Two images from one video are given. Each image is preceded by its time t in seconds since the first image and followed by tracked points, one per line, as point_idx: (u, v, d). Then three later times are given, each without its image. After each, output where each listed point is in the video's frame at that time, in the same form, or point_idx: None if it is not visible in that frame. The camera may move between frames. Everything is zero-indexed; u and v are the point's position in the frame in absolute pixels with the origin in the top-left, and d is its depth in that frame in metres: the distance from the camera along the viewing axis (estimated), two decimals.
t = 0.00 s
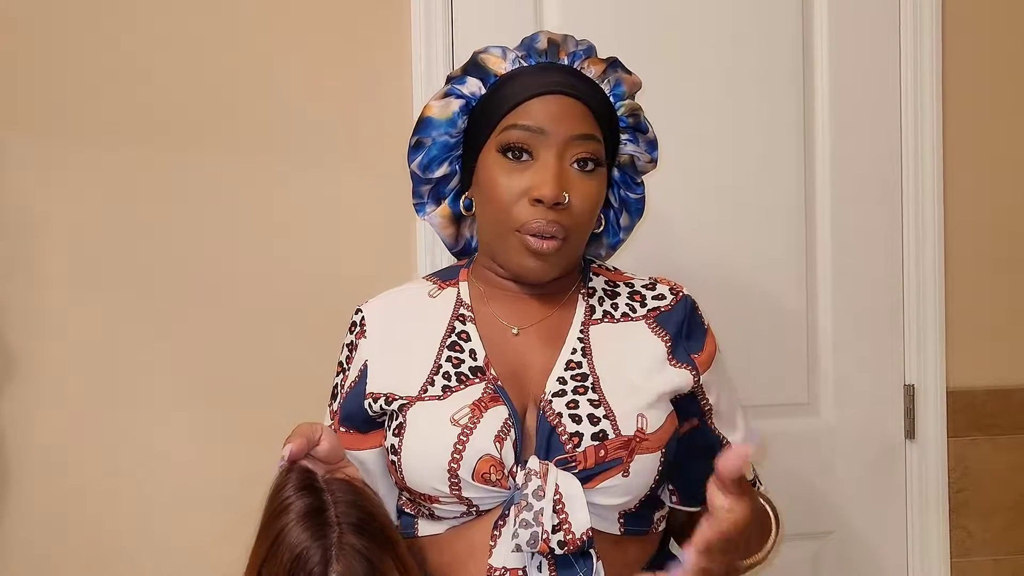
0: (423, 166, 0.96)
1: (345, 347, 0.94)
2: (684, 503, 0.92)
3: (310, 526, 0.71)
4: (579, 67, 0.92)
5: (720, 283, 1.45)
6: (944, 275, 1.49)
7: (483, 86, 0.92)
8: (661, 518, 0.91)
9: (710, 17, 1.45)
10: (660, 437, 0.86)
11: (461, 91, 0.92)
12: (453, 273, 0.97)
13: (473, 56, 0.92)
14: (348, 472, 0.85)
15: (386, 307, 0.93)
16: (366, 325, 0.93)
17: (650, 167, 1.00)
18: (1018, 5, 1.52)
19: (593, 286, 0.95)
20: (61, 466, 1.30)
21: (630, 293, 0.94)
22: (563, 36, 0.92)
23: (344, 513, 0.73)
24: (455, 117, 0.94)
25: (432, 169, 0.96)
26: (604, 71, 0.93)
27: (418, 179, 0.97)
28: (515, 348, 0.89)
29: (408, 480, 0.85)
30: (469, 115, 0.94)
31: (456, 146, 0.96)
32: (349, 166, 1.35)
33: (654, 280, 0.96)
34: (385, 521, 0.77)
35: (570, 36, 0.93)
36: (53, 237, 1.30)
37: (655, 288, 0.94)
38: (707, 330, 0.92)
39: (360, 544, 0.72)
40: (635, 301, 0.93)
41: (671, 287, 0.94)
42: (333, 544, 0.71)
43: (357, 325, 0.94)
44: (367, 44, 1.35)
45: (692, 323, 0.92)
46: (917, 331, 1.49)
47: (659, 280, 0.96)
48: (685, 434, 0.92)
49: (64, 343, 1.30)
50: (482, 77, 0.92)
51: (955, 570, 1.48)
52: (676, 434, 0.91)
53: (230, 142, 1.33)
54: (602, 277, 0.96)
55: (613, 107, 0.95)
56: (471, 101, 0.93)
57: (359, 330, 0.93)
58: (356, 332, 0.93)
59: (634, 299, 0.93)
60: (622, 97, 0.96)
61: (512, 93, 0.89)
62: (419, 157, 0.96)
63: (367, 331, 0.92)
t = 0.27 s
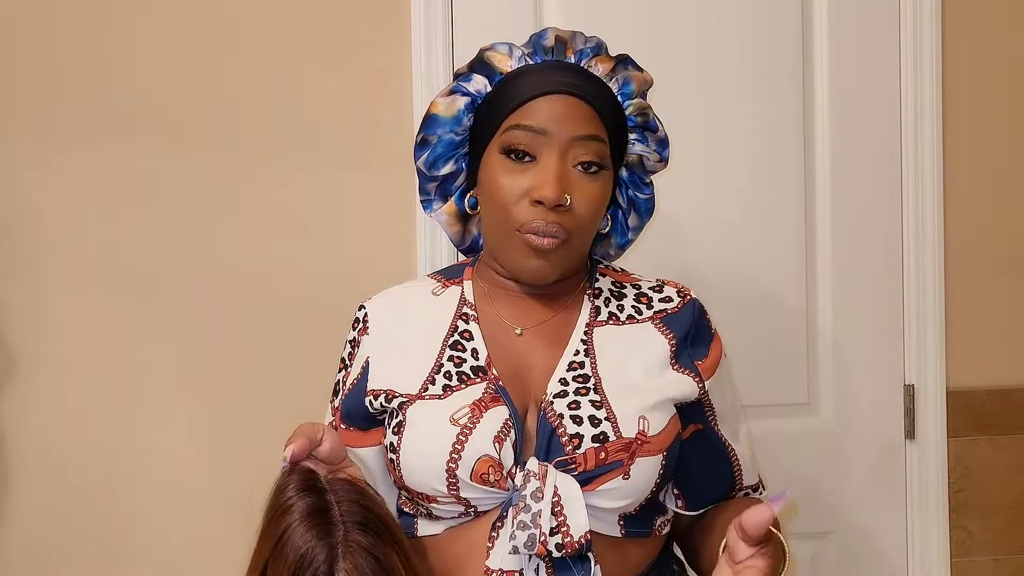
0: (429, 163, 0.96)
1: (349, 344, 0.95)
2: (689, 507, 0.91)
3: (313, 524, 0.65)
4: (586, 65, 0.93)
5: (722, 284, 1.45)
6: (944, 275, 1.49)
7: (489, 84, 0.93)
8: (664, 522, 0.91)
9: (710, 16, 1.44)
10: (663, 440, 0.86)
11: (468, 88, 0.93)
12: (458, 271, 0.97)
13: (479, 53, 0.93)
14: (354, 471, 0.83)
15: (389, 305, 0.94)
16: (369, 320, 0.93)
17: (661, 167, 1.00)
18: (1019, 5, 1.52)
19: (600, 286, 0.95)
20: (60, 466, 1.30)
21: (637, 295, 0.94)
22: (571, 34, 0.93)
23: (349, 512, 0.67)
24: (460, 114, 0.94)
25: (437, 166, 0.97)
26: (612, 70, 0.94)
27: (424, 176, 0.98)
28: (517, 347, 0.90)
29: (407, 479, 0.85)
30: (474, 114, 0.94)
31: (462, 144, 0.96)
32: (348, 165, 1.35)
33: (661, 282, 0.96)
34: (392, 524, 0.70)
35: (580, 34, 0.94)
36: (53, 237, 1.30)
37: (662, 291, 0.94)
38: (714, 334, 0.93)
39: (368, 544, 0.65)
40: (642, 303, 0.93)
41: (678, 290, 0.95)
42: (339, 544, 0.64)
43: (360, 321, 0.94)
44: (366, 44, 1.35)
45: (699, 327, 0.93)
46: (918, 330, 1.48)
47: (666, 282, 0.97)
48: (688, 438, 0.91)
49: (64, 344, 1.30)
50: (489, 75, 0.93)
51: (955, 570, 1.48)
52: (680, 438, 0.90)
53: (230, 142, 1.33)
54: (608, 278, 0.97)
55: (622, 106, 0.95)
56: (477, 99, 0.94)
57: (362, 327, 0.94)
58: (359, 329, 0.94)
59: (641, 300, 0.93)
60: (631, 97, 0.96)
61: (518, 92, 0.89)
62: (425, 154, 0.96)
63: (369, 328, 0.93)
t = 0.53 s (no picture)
0: (427, 160, 0.96)
1: (348, 346, 0.95)
2: (688, 508, 0.91)
3: (318, 519, 0.70)
4: (586, 65, 0.93)
5: (724, 284, 1.45)
6: (944, 274, 1.49)
7: (489, 82, 0.92)
8: (665, 523, 0.91)
9: (710, 15, 1.44)
10: (659, 442, 0.86)
11: (467, 86, 0.93)
12: (456, 273, 0.97)
13: (479, 51, 0.92)
14: (358, 469, 0.83)
15: (387, 308, 0.93)
16: (368, 323, 0.93)
17: (657, 169, 1.00)
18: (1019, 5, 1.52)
19: (598, 285, 0.95)
20: (60, 465, 1.30)
21: (635, 294, 0.94)
22: (571, 34, 0.93)
23: (352, 505, 0.72)
24: (459, 112, 0.93)
25: (435, 164, 0.96)
26: (612, 70, 0.93)
27: (421, 173, 0.97)
28: (514, 348, 0.90)
29: (404, 482, 0.85)
30: (473, 111, 0.94)
31: (459, 142, 0.96)
32: (348, 165, 1.35)
33: (659, 280, 0.96)
34: (392, 512, 0.76)
35: (580, 34, 0.94)
36: (53, 237, 1.30)
37: (660, 289, 0.94)
38: (714, 333, 0.93)
39: (371, 536, 0.71)
40: (639, 302, 0.93)
41: (677, 287, 0.94)
42: (344, 538, 0.69)
43: (359, 324, 0.94)
44: (366, 43, 1.35)
45: (698, 326, 0.93)
46: (918, 330, 1.48)
47: (665, 280, 0.96)
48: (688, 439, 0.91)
49: (64, 343, 1.30)
50: (488, 73, 0.92)
51: (955, 570, 1.48)
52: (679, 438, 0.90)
53: (229, 142, 1.33)
54: (606, 276, 0.96)
55: (621, 107, 0.95)
56: (476, 97, 0.93)
57: (361, 329, 0.93)
58: (357, 332, 0.94)
59: (639, 299, 0.93)
60: (629, 98, 0.95)
61: (517, 91, 0.89)
62: (422, 151, 0.96)
63: (368, 330, 0.93)
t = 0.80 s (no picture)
0: (417, 164, 0.96)
1: (347, 351, 0.94)
2: (688, 505, 0.91)
3: (329, 546, 0.72)
4: (574, 66, 0.93)
5: (726, 285, 1.45)
6: (944, 274, 1.49)
7: (478, 85, 0.93)
8: (663, 522, 0.91)
9: (710, 15, 1.44)
10: (655, 438, 0.85)
11: (457, 88, 0.93)
12: (451, 274, 0.98)
13: (468, 54, 0.93)
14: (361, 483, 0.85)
15: (384, 312, 0.94)
16: (364, 329, 0.93)
17: (645, 166, 1.00)
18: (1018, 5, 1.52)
19: (592, 284, 0.95)
20: (61, 465, 1.30)
21: (629, 292, 0.94)
22: (558, 36, 0.93)
23: (360, 529, 0.74)
24: (450, 115, 0.94)
25: (425, 168, 0.96)
26: (599, 70, 0.94)
27: (412, 177, 0.97)
28: (510, 348, 0.90)
29: (402, 483, 0.85)
30: (463, 114, 0.94)
31: (450, 145, 0.96)
32: (348, 165, 1.35)
33: (653, 277, 0.96)
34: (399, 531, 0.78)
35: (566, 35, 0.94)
36: (53, 237, 1.30)
37: (654, 286, 0.94)
38: (709, 326, 0.93)
39: (380, 561, 0.72)
40: (633, 300, 0.93)
41: (671, 284, 0.94)
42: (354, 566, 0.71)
43: (356, 330, 0.94)
44: (365, 43, 1.35)
45: (693, 321, 0.92)
46: (917, 330, 1.48)
47: (659, 277, 0.96)
48: (685, 435, 0.91)
49: (64, 343, 1.30)
50: (477, 75, 0.92)
51: (955, 570, 1.48)
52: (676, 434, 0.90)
53: (229, 142, 1.33)
54: (601, 275, 0.96)
55: (609, 106, 0.95)
56: (466, 99, 0.93)
57: (358, 335, 0.93)
58: (356, 337, 0.94)
59: (633, 296, 0.93)
60: (618, 98, 0.96)
61: (508, 92, 0.89)
62: (413, 154, 0.96)
63: (365, 337, 0.93)
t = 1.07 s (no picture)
0: (411, 183, 0.96)
1: (347, 352, 0.95)
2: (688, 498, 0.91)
3: (320, 551, 0.72)
4: (553, 65, 0.94)
5: (727, 285, 1.45)
6: (944, 274, 1.49)
7: (464, 94, 0.93)
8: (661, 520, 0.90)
9: (710, 16, 1.45)
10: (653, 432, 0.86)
11: (443, 101, 0.94)
12: (450, 275, 0.98)
13: (450, 66, 0.93)
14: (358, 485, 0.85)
15: (385, 312, 0.94)
16: (366, 329, 0.94)
17: (627, 155, 1.02)
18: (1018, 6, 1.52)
19: (588, 284, 0.94)
20: (61, 465, 1.30)
21: (625, 291, 0.94)
22: (533, 38, 0.94)
23: (351, 535, 0.74)
24: (439, 129, 0.94)
25: (420, 185, 0.96)
26: (576, 67, 0.95)
27: (407, 196, 0.98)
28: (511, 348, 0.90)
29: (405, 479, 0.85)
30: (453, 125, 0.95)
31: (441, 158, 0.96)
32: (349, 165, 1.35)
33: (647, 278, 0.96)
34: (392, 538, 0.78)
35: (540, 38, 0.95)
36: (54, 236, 1.30)
37: (649, 285, 0.94)
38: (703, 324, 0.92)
39: (372, 567, 0.73)
40: (629, 299, 0.93)
41: (665, 283, 0.94)
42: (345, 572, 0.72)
43: (357, 330, 0.95)
44: (366, 43, 1.36)
45: (687, 317, 0.92)
46: (918, 329, 1.48)
47: (653, 277, 0.96)
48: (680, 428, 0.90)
49: (65, 343, 1.30)
50: (462, 84, 0.93)
51: (955, 570, 1.48)
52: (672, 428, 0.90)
53: (230, 142, 1.34)
54: (596, 275, 0.96)
55: (590, 101, 0.97)
56: (453, 110, 0.94)
57: (360, 335, 0.94)
58: (356, 337, 0.95)
59: (628, 296, 0.93)
60: (595, 91, 0.97)
61: (497, 95, 0.90)
62: (406, 174, 0.96)
63: (366, 336, 0.94)
